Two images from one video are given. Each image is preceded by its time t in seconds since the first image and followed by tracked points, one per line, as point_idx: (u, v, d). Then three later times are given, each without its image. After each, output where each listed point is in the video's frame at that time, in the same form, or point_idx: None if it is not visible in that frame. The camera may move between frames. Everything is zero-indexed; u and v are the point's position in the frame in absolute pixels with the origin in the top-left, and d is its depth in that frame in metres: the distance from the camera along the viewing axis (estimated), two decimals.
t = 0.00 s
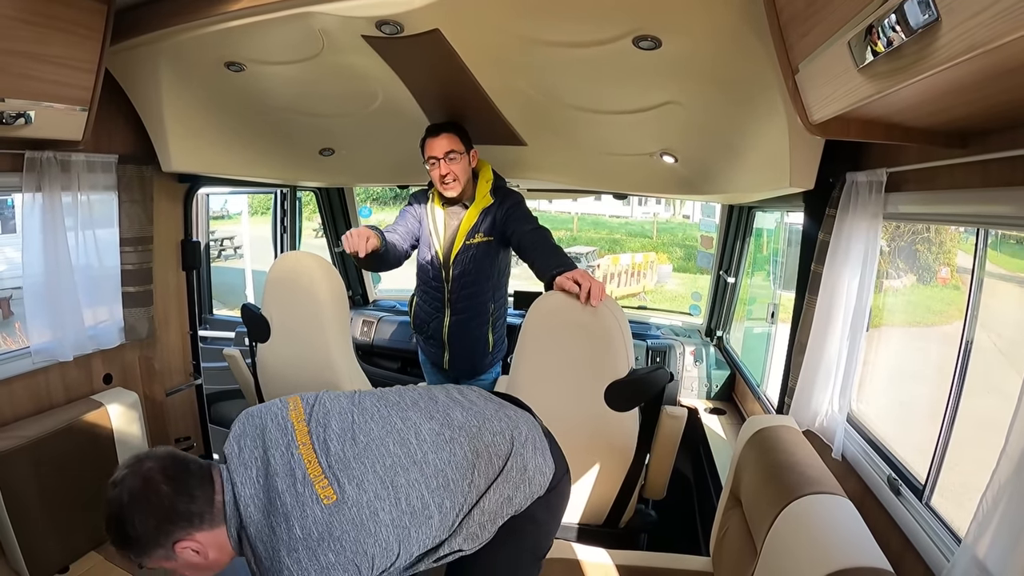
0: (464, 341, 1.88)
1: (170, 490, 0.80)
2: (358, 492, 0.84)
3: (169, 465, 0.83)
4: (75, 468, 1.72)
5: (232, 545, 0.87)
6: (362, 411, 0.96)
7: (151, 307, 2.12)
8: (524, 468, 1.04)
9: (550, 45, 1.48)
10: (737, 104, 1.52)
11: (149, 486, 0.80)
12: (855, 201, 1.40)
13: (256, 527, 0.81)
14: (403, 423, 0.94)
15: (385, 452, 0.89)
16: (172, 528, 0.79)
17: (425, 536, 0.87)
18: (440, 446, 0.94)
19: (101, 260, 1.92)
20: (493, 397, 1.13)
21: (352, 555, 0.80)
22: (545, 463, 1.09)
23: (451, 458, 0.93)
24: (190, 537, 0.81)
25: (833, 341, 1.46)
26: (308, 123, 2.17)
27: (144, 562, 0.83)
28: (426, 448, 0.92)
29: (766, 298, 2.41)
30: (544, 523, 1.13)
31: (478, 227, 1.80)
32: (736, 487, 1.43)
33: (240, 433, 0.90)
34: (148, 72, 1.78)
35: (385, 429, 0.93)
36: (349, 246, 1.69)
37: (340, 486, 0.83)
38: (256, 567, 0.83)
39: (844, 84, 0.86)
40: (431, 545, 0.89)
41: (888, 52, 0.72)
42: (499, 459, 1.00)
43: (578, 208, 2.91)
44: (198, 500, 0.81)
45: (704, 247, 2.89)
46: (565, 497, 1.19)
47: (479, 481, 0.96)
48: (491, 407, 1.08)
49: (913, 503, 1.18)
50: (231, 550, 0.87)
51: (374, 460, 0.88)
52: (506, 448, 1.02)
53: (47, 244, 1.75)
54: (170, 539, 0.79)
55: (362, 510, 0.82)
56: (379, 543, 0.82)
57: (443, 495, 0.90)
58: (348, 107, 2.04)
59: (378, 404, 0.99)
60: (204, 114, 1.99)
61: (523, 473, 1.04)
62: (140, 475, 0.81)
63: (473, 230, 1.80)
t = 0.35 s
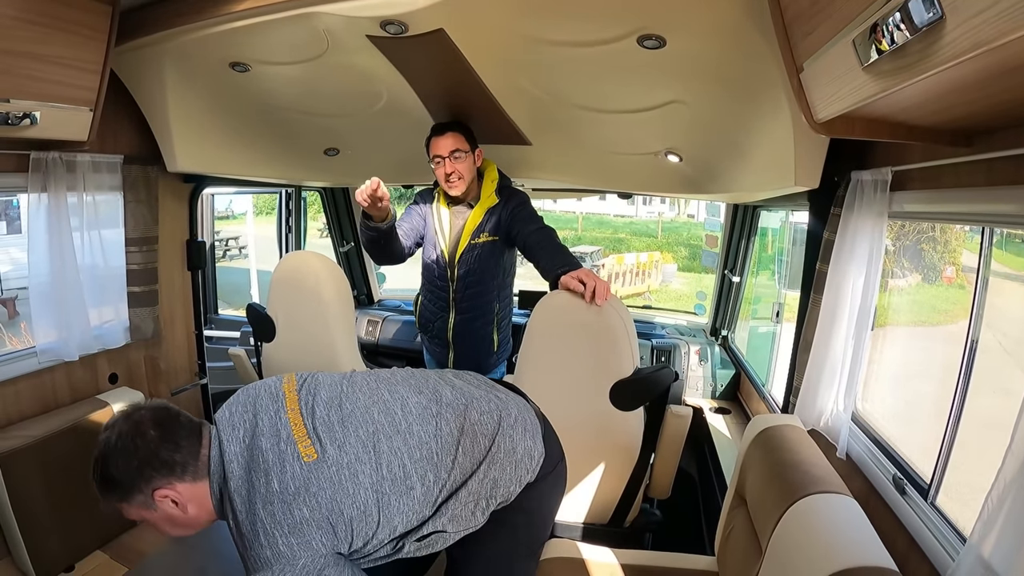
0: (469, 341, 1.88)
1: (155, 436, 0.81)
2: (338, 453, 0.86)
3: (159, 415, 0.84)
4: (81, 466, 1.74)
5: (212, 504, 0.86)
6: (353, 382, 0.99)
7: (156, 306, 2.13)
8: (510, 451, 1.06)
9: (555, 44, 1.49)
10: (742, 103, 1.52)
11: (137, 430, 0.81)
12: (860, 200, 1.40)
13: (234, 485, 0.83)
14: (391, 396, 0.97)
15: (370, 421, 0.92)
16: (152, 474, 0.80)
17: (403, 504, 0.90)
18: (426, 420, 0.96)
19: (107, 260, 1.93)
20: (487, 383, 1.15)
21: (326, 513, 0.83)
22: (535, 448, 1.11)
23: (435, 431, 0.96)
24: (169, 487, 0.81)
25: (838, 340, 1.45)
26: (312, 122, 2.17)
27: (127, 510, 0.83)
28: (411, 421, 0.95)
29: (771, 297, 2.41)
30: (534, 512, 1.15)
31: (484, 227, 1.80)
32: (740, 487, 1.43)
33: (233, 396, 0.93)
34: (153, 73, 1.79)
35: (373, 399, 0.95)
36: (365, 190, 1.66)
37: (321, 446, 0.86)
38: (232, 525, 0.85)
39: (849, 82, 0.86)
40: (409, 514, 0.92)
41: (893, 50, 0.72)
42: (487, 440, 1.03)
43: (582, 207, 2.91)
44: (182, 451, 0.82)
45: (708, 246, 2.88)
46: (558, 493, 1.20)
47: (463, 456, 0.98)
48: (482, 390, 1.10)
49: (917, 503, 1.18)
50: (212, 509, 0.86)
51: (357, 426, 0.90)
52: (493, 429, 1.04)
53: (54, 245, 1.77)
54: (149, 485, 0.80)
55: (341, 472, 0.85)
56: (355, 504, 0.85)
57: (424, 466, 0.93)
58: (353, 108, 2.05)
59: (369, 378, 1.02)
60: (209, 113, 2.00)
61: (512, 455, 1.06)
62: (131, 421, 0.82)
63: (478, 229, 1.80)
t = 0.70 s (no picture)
0: (475, 339, 1.88)
1: (154, 341, 0.82)
2: (326, 384, 0.88)
3: (161, 323, 0.85)
4: (88, 461, 1.75)
5: (194, 418, 0.87)
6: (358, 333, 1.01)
7: (162, 303, 2.15)
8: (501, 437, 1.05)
9: (562, 42, 1.49)
10: (748, 103, 1.52)
11: (136, 331, 0.81)
12: (867, 201, 1.39)
13: (216, 395, 0.84)
14: (393, 348, 0.98)
15: (365, 365, 0.93)
16: (143, 374, 0.80)
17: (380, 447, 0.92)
18: (420, 378, 0.97)
19: (114, 256, 1.95)
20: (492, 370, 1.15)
21: (299, 435, 0.84)
22: (527, 437, 1.10)
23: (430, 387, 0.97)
24: (157, 392, 0.81)
25: (843, 340, 1.45)
26: (318, 120, 2.18)
27: (109, 414, 0.83)
28: (406, 374, 0.95)
29: (776, 297, 2.40)
30: (523, 510, 1.12)
31: (491, 225, 1.81)
32: (745, 487, 1.42)
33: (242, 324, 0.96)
34: (161, 70, 1.80)
35: (373, 348, 0.97)
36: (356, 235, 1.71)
37: (311, 373, 0.88)
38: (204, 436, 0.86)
39: (856, 82, 0.86)
40: (384, 459, 0.93)
41: (901, 50, 0.72)
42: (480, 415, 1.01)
43: (588, 207, 2.91)
44: (175, 357, 0.83)
45: (714, 246, 2.88)
46: (553, 492, 1.18)
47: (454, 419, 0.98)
48: (485, 372, 1.10)
49: (923, 503, 1.17)
50: (192, 424, 0.87)
51: (352, 366, 0.92)
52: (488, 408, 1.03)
53: (61, 241, 1.78)
54: (138, 385, 0.80)
55: (325, 400, 0.87)
56: (332, 434, 0.87)
57: (409, 416, 0.94)
58: (359, 106, 2.06)
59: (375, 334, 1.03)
60: (217, 110, 2.01)
61: (503, 438, 1.06)
62: (133, 324, 0.83)
63: (486, 228, 1.80)
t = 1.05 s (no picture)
0: (480, 340, 1.88)
1: (179, 269, 0.85)
2: (343, 335, 0.89)
3: (190, 254, 0.88)
4: (95, 459, 1.76)
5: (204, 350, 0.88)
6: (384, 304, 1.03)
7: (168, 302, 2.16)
8: (507, 429, 1.05)
9: (570, 44, 1.49)
10: (756, 106, 1.52)
11: (165, 257, 0.85)
12: (874, 204, 1.39)
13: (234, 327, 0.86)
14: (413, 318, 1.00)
15: (385, 327, 0.94)
16: (160, 298, 0.82)
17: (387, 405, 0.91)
18: (439, 350, 0.97)
19: (121, 255, 1.96)
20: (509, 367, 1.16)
21: (306, 374, 0.85)
22: (532, 432, 1.09)
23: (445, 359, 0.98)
24: (172, 317, 0.83)
25: (850, 343, 1.45)
26: (326, 121, 2.19)
27: (126, 334, 0.85)
28: (425, 344, 0.96)
29: (782, 301, 2.40)
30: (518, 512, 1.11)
31: (498, 227, 1.81)
32: (751, 490, 1.42)
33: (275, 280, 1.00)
34: (170, 71, 1.82)
35: (396, 315, 0.98)
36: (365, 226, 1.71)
37: (330, 323, 0.90)
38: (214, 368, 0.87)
39: (865, 86, 0.86)
40: (388, 420, 0.92)
41: (911, 54, 0.72)
42: (488, 399, 1.02)
43: (594, 209, 2.91)
44: (195, 287, 0.85)
45: (721, 249, 2.87)
46: (553, 491, 1.18)
47: (464, 393, 0.98)
48: (501, 364, 1.11)
49: (929, 508, 1.16)
50: (202, 356, 0.88)
51: (373, 325, 0.93)
52: (497, 396, 1.04)
53: (68, 240, 1.80)
54: (154, 307, 0.82)
55: (340, 349, 0.88)
56: (341, 381, 0.87)
57: (421, 380, 0.93)
58: (367, 107, 2.07)
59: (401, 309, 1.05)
60: (226, 110, 2.02)
61: (508, 431, 1.05)
62: (163, 250, 0.86)
63: (492, 229, 1.81)
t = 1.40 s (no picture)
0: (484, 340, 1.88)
1: (205, 213, 0.90)
2: (353, 286, 0.93)
3: (217, 204, 0.94)
4: (99, 454, 1.78)
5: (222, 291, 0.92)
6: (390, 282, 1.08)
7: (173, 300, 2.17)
8: (493, 414, 1.08)
9: (575, 44, 1.49)
10: (762, 106, 1.52)
11: (192, 203, 0.90)
12: (879, 204, 1.39)
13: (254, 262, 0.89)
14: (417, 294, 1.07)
15: (393, 291, 0.98)
16: (181, 239, 0.87)
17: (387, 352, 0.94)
18: (440, 322, 1.02)
19: (126, 253, 1.97)
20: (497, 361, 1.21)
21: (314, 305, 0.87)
22: (516, 423, 1.13)
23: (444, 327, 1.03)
24: (190, 257, 0.88)
25: (855, 345, 1.44)
26: (331, 119, 2.19)
27: (156, 272, 0.92)
28: (428, 313, 1.01)
29: (787, 301, 2.39)
30: (500, 503, 1.14)
31: (503, 226, 1.81)
32: (755, 491, 1.42)
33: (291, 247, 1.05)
34: (176, 68, 1.82)
35: (403, 288, 1.03)
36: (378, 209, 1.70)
37: (343, 276, 0.94)
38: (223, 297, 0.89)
39: (872, 86, 0.86)
40: (384, 369, 0.94)
41: (917, 55, 0.72)
42: (477, 379, 1.06)
43: (598, 209, 2.91)
44: (215, 231, 0.90)
45: (725, 249, 2.87)
46: (536, 484, 1.20)
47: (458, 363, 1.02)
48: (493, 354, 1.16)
49: (933, 510, 1.16)
50: (217, 298, 0.92)
51: (382, 287, 0.97)
52: (486, 378, 1.08)
53: (73, 237, 1.81)
54: (175, 247, 0.87)
55: (349, 297, 0.91)
56: (346, 323, 0.89)
57: (421, 340, 0.97)
58: (372, 106, 2.07)
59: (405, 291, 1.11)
60: (233, 108, 2.03)
61: (494, 416, 1.08)
62: (193, 198, 0.92)
63: (497, 228, 1.81)
